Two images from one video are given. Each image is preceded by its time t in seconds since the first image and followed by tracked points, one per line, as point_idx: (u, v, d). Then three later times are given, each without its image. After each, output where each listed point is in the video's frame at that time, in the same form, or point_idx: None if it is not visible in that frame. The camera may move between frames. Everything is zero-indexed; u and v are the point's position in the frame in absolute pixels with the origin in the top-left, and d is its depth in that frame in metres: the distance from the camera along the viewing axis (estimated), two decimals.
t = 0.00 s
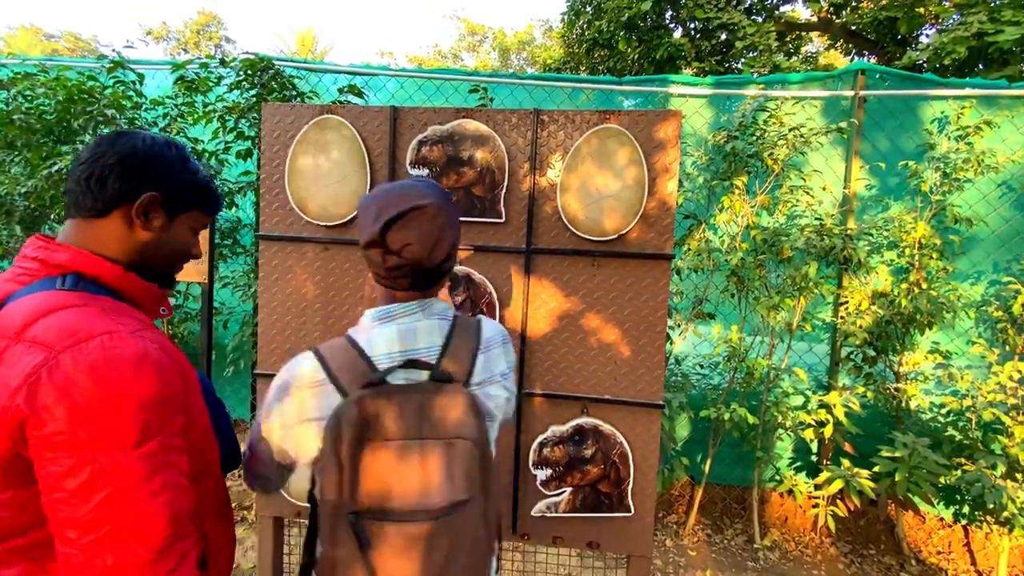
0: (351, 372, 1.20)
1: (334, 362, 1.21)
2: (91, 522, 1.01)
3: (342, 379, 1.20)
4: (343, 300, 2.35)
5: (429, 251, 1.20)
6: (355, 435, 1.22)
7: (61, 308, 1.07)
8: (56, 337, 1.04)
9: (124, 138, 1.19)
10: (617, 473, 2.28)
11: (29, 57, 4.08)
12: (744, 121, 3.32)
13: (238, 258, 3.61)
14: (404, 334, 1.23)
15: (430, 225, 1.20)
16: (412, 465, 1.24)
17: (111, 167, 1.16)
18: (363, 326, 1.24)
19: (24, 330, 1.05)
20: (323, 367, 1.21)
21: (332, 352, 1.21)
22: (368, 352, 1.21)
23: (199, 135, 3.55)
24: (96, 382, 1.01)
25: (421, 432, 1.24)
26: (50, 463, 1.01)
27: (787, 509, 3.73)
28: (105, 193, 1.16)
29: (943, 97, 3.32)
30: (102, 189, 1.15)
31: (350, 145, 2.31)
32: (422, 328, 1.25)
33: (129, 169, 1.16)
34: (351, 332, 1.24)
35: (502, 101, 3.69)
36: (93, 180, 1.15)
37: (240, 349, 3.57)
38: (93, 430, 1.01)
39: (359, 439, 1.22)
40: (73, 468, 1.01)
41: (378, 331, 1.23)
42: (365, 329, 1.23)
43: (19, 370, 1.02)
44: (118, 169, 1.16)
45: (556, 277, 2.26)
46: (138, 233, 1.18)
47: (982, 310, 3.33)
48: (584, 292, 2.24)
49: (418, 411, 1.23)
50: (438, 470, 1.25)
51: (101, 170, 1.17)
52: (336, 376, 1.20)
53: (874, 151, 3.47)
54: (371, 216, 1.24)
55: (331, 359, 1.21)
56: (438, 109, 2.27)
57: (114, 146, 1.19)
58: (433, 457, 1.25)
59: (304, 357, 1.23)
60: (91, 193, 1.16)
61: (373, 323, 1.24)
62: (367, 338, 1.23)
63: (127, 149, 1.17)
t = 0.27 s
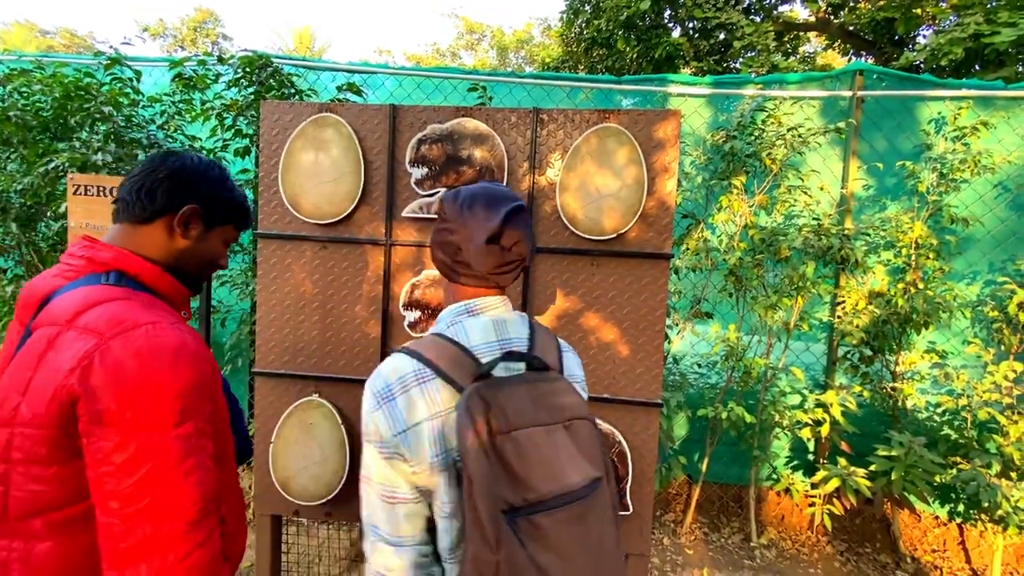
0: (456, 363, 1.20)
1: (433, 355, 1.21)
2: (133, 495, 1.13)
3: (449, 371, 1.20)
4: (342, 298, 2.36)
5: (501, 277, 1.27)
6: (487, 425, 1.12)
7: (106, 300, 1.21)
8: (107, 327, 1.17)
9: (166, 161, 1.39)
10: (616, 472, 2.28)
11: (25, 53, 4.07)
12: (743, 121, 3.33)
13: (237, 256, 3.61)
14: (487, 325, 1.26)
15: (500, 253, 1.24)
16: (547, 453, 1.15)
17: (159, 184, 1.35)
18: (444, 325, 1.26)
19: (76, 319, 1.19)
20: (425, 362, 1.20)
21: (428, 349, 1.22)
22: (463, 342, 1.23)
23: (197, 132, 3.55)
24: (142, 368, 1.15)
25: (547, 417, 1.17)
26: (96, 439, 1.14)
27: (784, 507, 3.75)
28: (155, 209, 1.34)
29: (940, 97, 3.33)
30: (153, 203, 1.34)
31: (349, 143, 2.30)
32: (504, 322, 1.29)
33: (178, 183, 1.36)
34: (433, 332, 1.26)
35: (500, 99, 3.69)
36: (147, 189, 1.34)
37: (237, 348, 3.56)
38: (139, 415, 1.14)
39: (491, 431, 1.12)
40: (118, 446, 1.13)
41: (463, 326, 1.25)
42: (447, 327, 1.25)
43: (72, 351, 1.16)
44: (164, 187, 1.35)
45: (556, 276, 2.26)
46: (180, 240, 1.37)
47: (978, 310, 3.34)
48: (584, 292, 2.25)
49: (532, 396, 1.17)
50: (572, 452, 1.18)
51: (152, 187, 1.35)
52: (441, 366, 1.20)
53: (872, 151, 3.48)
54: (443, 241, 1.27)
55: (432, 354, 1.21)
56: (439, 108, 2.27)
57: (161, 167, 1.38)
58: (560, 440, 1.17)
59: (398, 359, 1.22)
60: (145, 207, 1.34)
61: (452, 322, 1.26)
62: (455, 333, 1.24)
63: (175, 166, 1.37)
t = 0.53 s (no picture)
0: (538, 413, 0.98)
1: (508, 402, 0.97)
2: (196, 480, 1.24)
3: (531, 423, 0.97)
4: (340, 296, 2.36)
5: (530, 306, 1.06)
6: (586, 491, 0.93)
7: (166, 299, 1.31)
8: (170, 324, 1.27)
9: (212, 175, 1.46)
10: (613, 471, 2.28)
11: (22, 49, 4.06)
12: (741, 120, 3.33)
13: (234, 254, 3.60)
14: (562, 358, 1.05)
15: (534, 284, 1.03)
16: (654, 523, 0.95)
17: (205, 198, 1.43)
18: (510, 361, 1.02)
19: (138, 317, 1.28)
20: (504, 415, 0.96)
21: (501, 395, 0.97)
22: (542, 384, 1.00)
23: (194, 130, 3.54)
24: (204, 366, 1.26)
25: (646, 477, 0.98)
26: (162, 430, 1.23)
27: (780, 505, 3.76)
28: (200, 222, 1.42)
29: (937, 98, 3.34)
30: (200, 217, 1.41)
31: (347, 140, 2.30)
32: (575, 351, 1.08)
33: (221, 195, 1.43)
34: (497, 371, 1.01)
35: (499, 97, 3.68)
36: (193, 201, 1.41)
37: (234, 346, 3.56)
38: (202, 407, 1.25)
39: (590, 498, 0.93)
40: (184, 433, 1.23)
41: (534, 362, 1.02)
42: (515, 365, 1.02)
43: (139, 345, 1.25)
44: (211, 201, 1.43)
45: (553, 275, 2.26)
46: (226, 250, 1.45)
47: (973, 310, 3.36)
48: (581, 290, 2.25)
49: (627, 453, 0.98)
50: (678, 517, 0.99)
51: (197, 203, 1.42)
52: (523, 419, 0.96)
53: (869, 151, 3.49)
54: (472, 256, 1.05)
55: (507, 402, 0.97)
56: (437, 106, 2.27)
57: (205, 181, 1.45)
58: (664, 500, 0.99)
59: (464, 413, 0.97)
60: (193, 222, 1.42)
61: (520, 357, 1.03)
62: (529, 373, 1.01)
63: (221, 179, 1.45)
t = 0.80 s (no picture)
0: (694, 477, 0.78)
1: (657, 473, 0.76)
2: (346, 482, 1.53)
3: (691, 492, 0.77)
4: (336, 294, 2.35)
5: (637, 290, 0.89)
6: (766, 550, 0.78)
7: (310, 331, 1.54)
8: (317, 355, 1.52)
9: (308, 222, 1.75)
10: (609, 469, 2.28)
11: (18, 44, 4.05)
12: (738, 119, 3.34)
13: (229, 251, 3.59)
14: (682, 393, 0.87)
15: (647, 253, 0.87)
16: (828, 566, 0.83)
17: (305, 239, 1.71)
18: (634, 409, 0.81)
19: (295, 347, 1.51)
20: (662, 494, 0.75)
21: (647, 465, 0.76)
22: (681, 431, 0.81)
23: (190, 126, 3.53)
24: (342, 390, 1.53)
25: (797, 512, 0.86)
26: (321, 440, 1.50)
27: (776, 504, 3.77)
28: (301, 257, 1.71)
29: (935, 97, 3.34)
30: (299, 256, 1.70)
31: (344, 137, 2.30)
32: (690, 379, 0.90)
33: (328, 225, 1.77)
34: (620, 425, 0.80)
35: (496, 95, 3.68)
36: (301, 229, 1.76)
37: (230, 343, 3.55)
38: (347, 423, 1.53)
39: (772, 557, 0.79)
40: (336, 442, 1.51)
41: (662, 405, 0.83)
42: (643, 414, 0.81)
43: (294, 371, 1.49)
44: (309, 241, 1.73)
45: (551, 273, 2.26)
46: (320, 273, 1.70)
47: (968, 309, 3.37)
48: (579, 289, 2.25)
49: (780, 490, 0.86)
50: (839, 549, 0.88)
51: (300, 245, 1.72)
52: (682, 491, 0.76)
53: (866, 150, 3.50)
54: (547, 245, 0.88)
55: (659, 473, 0.76)
56: (434, 103, 2.26)
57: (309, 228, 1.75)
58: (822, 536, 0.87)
59: (605, 502, 0.74)
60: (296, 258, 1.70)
61: (640, 401, 0.83)
62: (663, 422, 0.81)
63: (327, 210, 1.79)
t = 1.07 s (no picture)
0: (847, 520, 0.71)
1: (812, 518, 0.69)
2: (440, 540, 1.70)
3: (857, 545, 0.69)
4: (332, 290, 2.35)
5: (721, 256, 0.85)
6: None
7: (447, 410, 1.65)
8: (449, 436, 1.62)
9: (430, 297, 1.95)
10: (604, 466, 2.29)
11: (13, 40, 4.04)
12: (735, 118, 3.37)
13: (225, 248, 3.58)
14: (807, 419, 0.84)
15: (719, 220, 0.82)
16: None
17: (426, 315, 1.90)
18: (764, 438, 0.78)
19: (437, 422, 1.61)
20: (821, 545, 0.68)
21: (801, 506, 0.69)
22: (815, 462, 0.78)
23: (185, 122, 3.52)
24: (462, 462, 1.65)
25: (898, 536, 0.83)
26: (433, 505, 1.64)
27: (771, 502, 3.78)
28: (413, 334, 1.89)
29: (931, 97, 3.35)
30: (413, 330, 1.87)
31: (340, 133, 2.29)
32: (811, 403, 0.88)
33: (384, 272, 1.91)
34: (755, 458, 0.76)
35: (493, 92, 3.68)
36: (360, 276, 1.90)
37: (226, 340, 3.55)
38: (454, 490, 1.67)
39: None
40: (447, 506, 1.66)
41: (793, 433, 0.80)
42: (777, 444, 0.78)
43: (434, 443, 1.59)
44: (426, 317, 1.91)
45: (547, 271, 2.26)
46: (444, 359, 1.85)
47: (963, 309, 3.38)
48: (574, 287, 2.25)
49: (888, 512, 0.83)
50: None
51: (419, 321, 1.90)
52: (846, 542, 0.68)
53: (862, 149, 3.51)
54: (608, 229, 0.84)
55: (817, 519, 0.69)
56: (430, 100, 2.26)
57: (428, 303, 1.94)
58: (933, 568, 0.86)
59: (755, 556, 0.67)
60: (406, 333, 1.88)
61: (769, 429, 0.79)
62: (796, 453, 0.78)
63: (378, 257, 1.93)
